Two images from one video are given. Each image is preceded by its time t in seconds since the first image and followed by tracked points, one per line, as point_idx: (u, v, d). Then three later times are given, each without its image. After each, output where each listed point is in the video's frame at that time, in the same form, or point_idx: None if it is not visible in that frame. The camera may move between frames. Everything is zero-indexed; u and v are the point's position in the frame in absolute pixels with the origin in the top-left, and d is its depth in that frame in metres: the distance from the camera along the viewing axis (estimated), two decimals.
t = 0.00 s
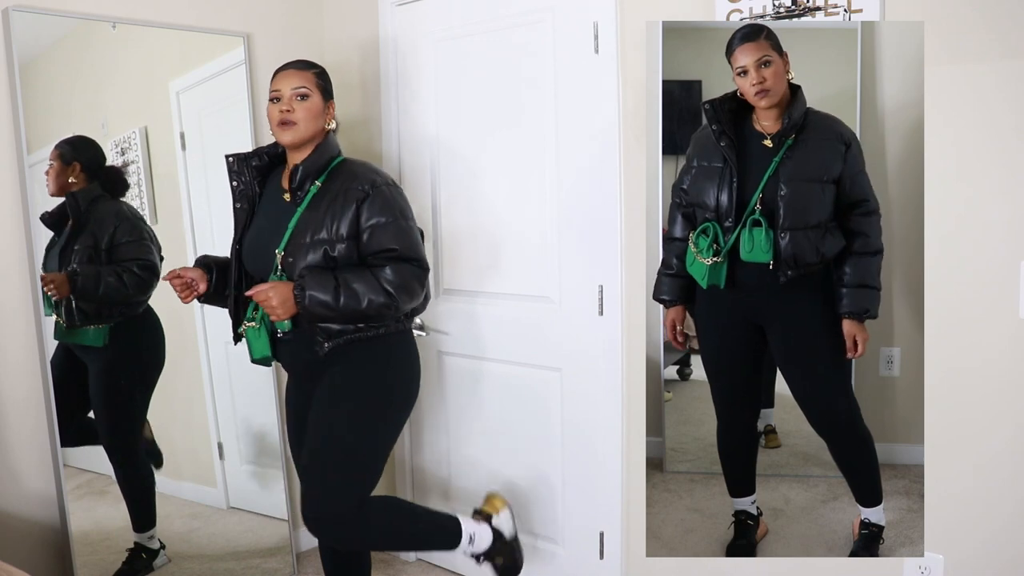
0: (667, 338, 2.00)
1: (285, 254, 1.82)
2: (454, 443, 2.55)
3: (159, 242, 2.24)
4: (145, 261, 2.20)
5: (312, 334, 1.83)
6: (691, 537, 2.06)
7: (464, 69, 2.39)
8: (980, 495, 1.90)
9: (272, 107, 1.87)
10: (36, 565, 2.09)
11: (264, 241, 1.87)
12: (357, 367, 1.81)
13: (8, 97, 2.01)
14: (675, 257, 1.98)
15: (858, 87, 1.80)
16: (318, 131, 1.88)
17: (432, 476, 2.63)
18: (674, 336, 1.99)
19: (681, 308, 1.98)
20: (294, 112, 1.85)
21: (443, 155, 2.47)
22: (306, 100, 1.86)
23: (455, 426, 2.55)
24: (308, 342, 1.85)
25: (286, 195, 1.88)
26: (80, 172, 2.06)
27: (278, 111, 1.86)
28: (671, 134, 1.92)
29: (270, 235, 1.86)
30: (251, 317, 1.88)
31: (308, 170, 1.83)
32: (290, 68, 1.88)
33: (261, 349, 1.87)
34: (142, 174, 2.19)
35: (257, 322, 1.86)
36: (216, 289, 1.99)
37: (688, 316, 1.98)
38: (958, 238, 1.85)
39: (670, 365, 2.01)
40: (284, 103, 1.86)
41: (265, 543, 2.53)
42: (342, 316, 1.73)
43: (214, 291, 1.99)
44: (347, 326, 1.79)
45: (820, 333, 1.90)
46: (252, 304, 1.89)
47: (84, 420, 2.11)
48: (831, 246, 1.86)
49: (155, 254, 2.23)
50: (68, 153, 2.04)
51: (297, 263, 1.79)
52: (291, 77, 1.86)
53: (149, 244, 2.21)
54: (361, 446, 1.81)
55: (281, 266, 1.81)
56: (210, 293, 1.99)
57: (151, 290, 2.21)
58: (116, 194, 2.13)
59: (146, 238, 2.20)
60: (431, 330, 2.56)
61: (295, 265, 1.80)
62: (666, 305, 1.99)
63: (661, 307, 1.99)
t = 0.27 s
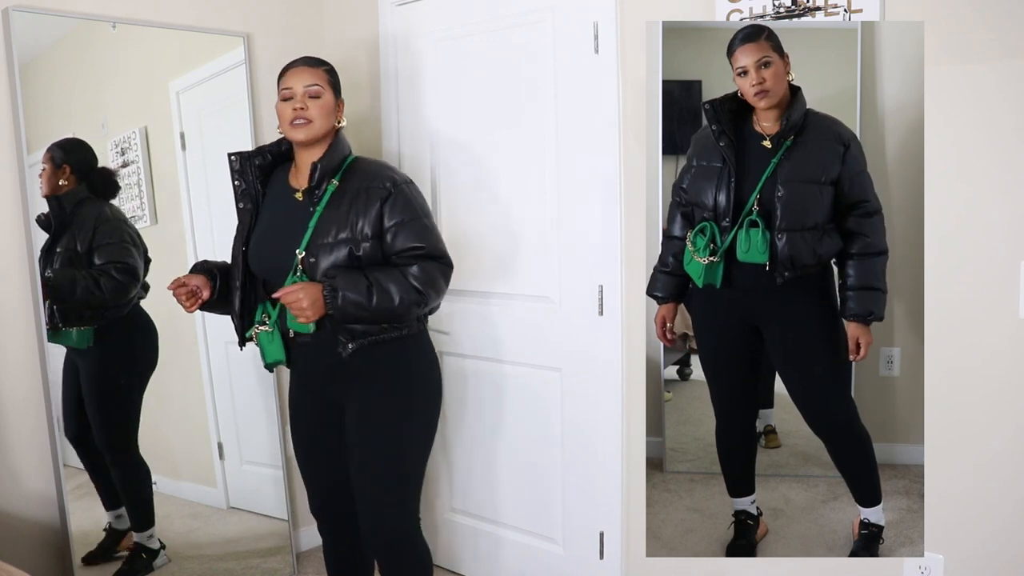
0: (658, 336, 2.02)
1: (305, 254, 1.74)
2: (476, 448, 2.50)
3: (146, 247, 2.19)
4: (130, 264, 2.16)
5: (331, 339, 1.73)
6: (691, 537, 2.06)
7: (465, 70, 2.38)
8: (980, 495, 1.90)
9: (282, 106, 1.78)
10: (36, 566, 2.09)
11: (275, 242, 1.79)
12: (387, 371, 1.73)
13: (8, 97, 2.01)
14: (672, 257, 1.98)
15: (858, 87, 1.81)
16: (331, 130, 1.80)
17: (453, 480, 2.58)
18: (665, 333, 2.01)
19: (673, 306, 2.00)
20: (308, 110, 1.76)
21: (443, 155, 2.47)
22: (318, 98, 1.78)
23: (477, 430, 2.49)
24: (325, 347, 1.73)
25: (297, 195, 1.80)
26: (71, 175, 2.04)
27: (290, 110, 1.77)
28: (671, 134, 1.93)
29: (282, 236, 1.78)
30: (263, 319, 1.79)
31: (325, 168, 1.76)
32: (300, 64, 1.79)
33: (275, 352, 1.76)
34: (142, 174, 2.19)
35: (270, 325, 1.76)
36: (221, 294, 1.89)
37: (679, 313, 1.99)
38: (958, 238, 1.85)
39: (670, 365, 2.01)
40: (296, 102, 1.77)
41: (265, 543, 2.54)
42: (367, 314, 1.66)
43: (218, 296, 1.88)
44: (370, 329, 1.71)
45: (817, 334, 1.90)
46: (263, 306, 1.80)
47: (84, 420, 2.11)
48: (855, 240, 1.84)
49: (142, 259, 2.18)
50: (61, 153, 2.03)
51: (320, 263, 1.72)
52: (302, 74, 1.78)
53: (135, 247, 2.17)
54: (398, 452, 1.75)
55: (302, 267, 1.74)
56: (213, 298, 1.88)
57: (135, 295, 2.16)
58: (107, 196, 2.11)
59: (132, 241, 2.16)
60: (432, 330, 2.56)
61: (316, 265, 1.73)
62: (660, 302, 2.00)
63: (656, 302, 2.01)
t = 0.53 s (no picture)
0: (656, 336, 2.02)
1: (361, 254, 1.70)
2: (491, 452, 2.47)
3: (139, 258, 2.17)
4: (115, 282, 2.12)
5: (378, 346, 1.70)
6: (691, 537, 2.06)
7: (466, 69, 2.38)
8: (980, 495, 1.90)
9: (319, 108, 1.75)
10: (36, 566, 2.09)
11: (319, 243, 1.72)
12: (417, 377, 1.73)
13: (8, 97, 2.01)
14: (671, 257, 1.97)
15: (858, 87, 1.81)
16: (369, 132, 1.78)
17: (461, 483, 2.55)
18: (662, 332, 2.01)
19: (670, 305, 1.99)
20: (346, 112, 1.74)
21: (444, 155, 2.47)
22: (356, 100, 1.75)
23: (489, 433, 2.46)
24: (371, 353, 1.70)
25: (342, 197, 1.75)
26: (70, 183, 2.04)
27: (328, 112, 1.74)
28: (671, 134, 1.93)
29: (325, 237, 1.72)
30: (297, 323, 1.74)
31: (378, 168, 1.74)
32: (336, 67, 1.77)
33: (315, 354, 1.71)
34: (141, 174, 2.20)
35: (309, 326, 1.72)
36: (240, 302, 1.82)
37: (676, 313, 1.99)
38: (958, 238, 1.85)
39: (670, 365, 2.01)
40: (333, 104, 1.74)
41: (265, 543, 2.54)
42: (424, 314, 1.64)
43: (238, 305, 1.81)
44: (424, 334, 1.69)
45: (815, 334, 1.90)
46: (295, 309, 1.76)
47: (84, 420, 2.11)
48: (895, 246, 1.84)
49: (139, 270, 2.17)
50: (61, 162, 2.02)
51: (378, 263, 1.69)
52: (339, 75, 1.75)
53: (118, 263, 2.13)
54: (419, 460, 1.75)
55: (357, 267, 1.70)
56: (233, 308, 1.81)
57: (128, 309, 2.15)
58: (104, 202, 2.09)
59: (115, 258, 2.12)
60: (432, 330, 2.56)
61: (371, 267, 1.69)
62: (658, 301, 2.00)
63: (654, 301, 2.01)
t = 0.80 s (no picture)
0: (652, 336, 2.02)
1: (407, 255, 1.69)
2: (499, 454, 2.45)
3: (144, 257, 2.18)
4: (95, 285, 2.08)
5: (416, 345, 1.70)
6: (691, 537, 2.06)
7: (466, 69, 2.38)
8: (980, 495, 1.90)
9: (343, 107, 1.71)
10: (37, 566, 2.09)
11: (355, 242, 1.68)
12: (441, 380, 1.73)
13: (8, 97, 2.01)
14: (669, 257, 1.98)
15: (858, 87, 1.81)
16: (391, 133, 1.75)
17: (466, 484, 2.54)
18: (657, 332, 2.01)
19: (666, 305, 1.99)
20: (370, 111, 1.70)
21: (444, 155, 2.47)
22: (382, 99, 1.72)
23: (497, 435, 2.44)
24: (412, 355, 1.70)
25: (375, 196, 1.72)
26: (67, 186, 2.04)
27: (352, 111, 1.70)
28: (671, 134, 1.92)
29: (361, 235, 1.68)
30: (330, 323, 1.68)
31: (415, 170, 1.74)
32: (360, 65, 1.74)
33: (349, 354, 1.66)
34: (142, 174, 2.20)
35: (344, 326, 1.67)
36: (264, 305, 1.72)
37: (672, 313, 1.99)
38: (959, 238, 1.85)
39: (670, 365, 2.01)
40: (358, 103, 1.71)
41: (265, 543, 2.54)
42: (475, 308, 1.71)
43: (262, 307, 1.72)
44: (458, 335, 1.74)
45: (812, 333, 1.91)
46: (322, 309, 1.69)
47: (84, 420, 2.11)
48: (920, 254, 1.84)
49: (143, 268, 2.18)
50: (61, 166, 2.03)
51: (425, 264, 1.69)
52: (364, 73, 1.72)
53: (100, 265, 2.09)
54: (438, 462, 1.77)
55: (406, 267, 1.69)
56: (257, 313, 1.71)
57: (120, 314, 2.13)
58: (103, 204, 2.09)
59: (95, 260, 2.08)
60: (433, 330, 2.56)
61: (418, 265, 1.69)
62: (654, 301, 2.00)
63: (652, 302, 2.01)
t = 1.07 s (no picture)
0: (649, 336, 2.03)
1: (428, 257, 1.68)
2: (502, 455, 2.44)
3: (143, 257, 2.18)
4: (79, 283, 2.06)
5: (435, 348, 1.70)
6: (691, 537, 2.06)
7: (466, 69, 2.38)
8: (980, 495, 1.90)
9: (358, 107, 1.69)
10: (37, 566, 2.09)
11: (375, 243, 1.66)
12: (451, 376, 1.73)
13: (8, 97, 2.01)
14: (668, 258, 1.98)
15: (859, 87, 1.81)
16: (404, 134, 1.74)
17: (469, 484, 2.54)
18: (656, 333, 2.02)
19: (664, 306, 2.00)
20: (387, 112, 1.69)
21: (444, 155, 2.47)
22: (397, 101, 1.71)
23: (500, 436, 2.44)
24: (431, 356, 1.70)
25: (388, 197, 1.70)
26: (64, 187, 2.04)
27: (368, 111, 1.68)
28: (671, 133, 1.93)
29: (379, 234, 1.67)
30: (355, 328, 1.63)
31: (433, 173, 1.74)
32: (374, 65, 1.72)
33: (375, 358, 1.63)
34: (142, 174, 2.20)
35: (368, 330, 1.63)
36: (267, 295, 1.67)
37: (671, 314, 1.99)
38: (959, 238, 1.85)
39: (670, 365, 2.01)
40: (373, 103, 1.69)
41: (265, 542, 2.54)
42: (509, 284, 1.76)
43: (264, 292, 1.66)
44: (470, 333, 1.76)
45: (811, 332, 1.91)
46: (340, 312, 1.65)
47: (84, 420, 2.11)
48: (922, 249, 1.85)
49: (140, 268, 2.18)
50: (58, 165, 2.02)
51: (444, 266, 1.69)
52: (381, 74, 1.70)
53: (93, 263, 2.08)
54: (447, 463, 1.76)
55: (427, 269, 1.68)
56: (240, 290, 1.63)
57: (108, 313, 2.11)
58: (100, 203, 2.09)
59: (80, 257, 2.06)
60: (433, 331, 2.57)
61: (437, 267, 1.68)
62: (653, 302, 2.01)
63: (651, 302, 2.01)
